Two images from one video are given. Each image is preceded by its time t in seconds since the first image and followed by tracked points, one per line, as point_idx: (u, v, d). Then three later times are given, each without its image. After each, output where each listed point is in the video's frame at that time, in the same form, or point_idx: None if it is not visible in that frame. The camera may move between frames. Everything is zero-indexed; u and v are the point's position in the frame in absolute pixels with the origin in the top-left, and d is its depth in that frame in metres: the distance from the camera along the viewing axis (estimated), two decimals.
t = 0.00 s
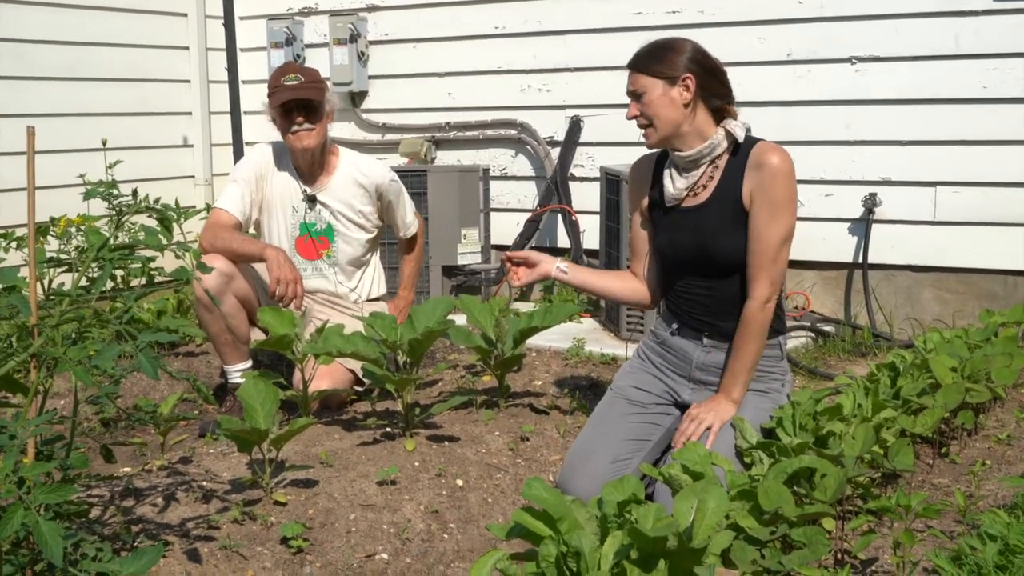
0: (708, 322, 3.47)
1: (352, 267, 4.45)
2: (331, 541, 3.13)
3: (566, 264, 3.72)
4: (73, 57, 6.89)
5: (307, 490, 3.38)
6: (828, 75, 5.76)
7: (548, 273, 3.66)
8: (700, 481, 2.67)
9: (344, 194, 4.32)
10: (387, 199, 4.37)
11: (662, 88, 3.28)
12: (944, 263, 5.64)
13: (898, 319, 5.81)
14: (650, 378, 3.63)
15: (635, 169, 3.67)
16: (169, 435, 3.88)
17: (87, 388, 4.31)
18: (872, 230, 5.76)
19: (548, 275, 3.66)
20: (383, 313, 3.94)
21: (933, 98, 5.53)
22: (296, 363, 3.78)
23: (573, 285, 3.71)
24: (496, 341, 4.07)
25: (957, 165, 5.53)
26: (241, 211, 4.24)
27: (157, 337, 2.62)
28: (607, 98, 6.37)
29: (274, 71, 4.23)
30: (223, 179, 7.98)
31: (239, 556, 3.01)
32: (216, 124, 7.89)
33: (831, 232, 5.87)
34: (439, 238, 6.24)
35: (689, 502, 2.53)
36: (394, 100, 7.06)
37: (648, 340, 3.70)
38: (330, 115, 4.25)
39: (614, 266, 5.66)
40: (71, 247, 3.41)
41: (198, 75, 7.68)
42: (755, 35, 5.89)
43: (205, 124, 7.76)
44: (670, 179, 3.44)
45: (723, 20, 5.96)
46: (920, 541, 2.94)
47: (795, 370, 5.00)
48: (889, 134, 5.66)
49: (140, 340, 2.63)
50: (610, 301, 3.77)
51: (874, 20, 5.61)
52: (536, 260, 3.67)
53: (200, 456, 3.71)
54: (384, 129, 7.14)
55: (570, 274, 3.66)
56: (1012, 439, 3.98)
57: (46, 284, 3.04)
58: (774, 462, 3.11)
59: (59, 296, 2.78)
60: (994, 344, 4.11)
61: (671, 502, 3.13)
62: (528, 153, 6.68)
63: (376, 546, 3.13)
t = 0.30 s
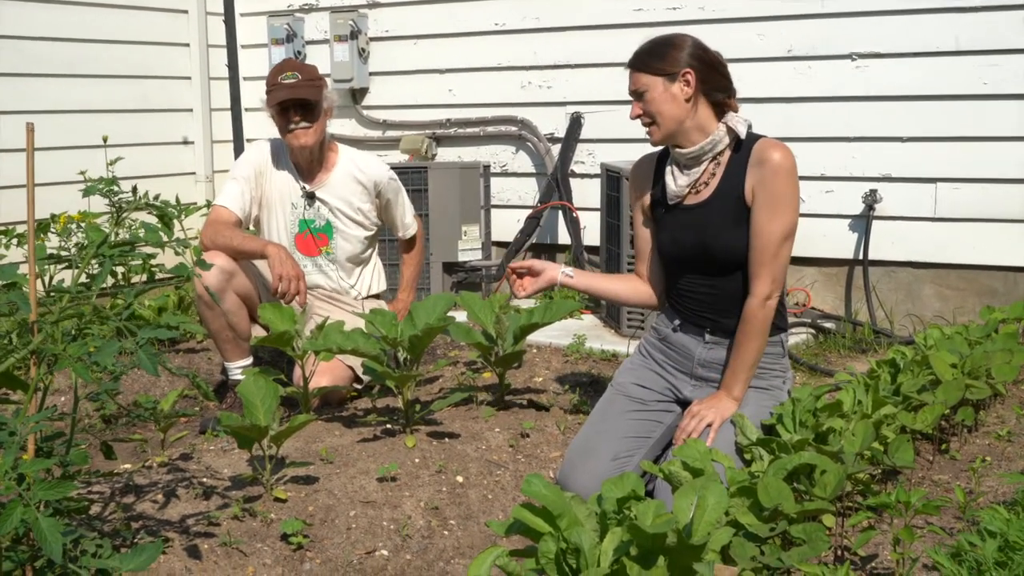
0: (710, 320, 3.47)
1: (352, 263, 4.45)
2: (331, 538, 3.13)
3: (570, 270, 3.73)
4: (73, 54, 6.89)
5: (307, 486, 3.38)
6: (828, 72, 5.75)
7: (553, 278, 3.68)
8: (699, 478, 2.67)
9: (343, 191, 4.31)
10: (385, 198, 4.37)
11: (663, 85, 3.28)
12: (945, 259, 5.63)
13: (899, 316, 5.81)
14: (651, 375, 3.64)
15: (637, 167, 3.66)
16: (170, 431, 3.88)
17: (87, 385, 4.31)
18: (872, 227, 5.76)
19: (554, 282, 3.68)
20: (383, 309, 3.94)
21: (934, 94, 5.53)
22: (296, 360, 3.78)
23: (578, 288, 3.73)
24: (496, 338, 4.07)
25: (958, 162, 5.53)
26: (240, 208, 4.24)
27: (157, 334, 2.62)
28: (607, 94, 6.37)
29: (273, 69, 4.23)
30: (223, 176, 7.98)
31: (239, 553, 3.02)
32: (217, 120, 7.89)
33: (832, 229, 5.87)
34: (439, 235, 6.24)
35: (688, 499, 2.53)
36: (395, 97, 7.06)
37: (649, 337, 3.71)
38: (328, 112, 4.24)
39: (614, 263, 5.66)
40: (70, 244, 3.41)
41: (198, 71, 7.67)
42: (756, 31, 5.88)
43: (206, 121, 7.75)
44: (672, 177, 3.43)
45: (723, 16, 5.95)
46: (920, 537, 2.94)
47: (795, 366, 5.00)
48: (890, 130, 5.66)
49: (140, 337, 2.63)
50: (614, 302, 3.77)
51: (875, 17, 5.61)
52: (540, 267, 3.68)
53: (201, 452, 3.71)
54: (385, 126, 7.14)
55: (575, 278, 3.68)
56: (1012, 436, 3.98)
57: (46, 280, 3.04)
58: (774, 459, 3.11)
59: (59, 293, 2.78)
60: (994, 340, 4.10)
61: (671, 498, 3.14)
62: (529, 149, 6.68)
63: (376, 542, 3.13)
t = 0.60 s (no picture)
0: (711, 317, 3.47)
1: (352, 259, 4.45)
2: (331, 536, 3.13)
3: (572, 266, 3.73)
4: (74, 51, 6.88)
5: (307, 484, 3.38)
6: (830, 68, 5.74)
7: (553, 273, 3.68)
8: (699, 476, 2.66)
9: (342, 188, 4.31)
10: (385, 193, 4.38)
11: (665, 82, 3.27)
12: (946, 256, 5.62)
13: (901, 313, 5.80)
14: (652, 372, 3.63)
15: (639, 163, 3.65)
16: (170, 429, 3.88)
17: (87, 382, 4.30)
18: (874, 224, 5.75)
19: (554, 277, 3.68)
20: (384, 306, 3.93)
21: (936, 91, 5.51)
22: (296, 357, 3.77)
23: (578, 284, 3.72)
24: (496, 335, 4.06)
25: (960, 159, 5.52)
26: (240, 205, 4.23)
27: (155, 331, 2.61)
28: (608, 91, 6.36)
29: (269, 67, 4.21)
30: (224, 173, 7.98)
31: (239, 551, 3.01)
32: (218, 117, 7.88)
33: (833, 226, 5.86)
34: (440, 232, 6.23)
35: (689, 496, 2.52)
36: (396, 94, 7.05)
37: (649, 334, 3.70)
38: (326, 108, 4.23)
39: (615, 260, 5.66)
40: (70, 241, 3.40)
41: (199, 69, 7.66)
42: (757, 28, 5.87)
43: (207, 118, 7.75)
44: (675, 174, 3.42)
45: (724, 12, 5.94)
46: (920, 536, 2.93)
47: (796, 363, 4.99)
48: (892, 127, 5.64)
49: (138, 334, 2.62)
50: (615, 299, 3.76)
51: (876, 13, 5.59)
52: (540, 262, 3.71)
53: (200, 450, 3.70)
54: (386, 123, 7.13)
55: (574, 273, 3.67)
56: (1014, 433, 3.97)
57: (45, 276, 3.03)
58: (775, 456, 3.10)
59: (57, 290, 2.77)
60: (996, 337, 4.09)
61: (671, 496, 3.14)
62: (530, 146, 6.67)
63: (376, 540, 3.13)
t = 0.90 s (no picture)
0: (711, 314, 3.47)
1: (352, 257, 4.45)
2: (331, 533, 3.14)
3: (572, 263, 3.73)
4: (75, 49, 6.89)
5: (307, 481, 3.39)
6: (830, 66, 5.74)
7: (554, 272, 3.68)
8: (698, 473, 2.67)
9: (342, 185, 4.32)
10: (385, 189, 4.40)
11: (665, 79, 3.27)
12: (947, 253, 5.62)
13: (901, 310, 5.80)
14: (652, 369, 3.64)
15: (640, 160, 3.66)
16: (170, 426, 3.89)
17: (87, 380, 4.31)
18: (875, 221, 5.75)
19: (555, 276, 3.69)
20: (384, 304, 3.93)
21: (937, 88, 5.51)
22: (296, 355, 3.78)
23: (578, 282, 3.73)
24: (496, 332, 4.06)
25: (960, 156, 5.51)
26: (241, 204, 4.23)
27: (155, 329, 2.61)
28: (609, 89, 6.35)
29: (268, 66, 4.21)
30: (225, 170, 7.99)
31: (239, 548, 3.02)
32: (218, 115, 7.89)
33: (833, 223, 5.86)
34: (440, 229, 6.24)
35: (688, 493, 2.53)
36: (397, 92, 7.05)
37: (649, 331, 3.70)
38: (326, 107, 4.24)
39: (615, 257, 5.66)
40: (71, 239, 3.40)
41: (200, 67, 7.67)
42: (758, 26, 5.87)
43: (207, 116, 7.76)
44: (677, 171, 3.42)
45: (725, 10, 5.93)
46: (919, 533, 2.93)
47: (796, 361, 4.99)
48: (892, 124, 5.64)
49: (138, 332, 2.62)
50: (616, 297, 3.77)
51: (877, 10, 5.59)
52: (540, 260, 3.71)
53: (201, 447, 3.71)
54: (386, 121, 7.13)
55: (574, 272, 3.67)
56: (1014, 430, 3.97)
57: (45, 274, 3.04)
58: (774, 453, 3.10)
59: (57, 288, 2.77)
60: (996, 335, 4.09)
61: (671, 493, 3.14)
62: (530, 144, 6.67)
63: (376, 537, 3.14)
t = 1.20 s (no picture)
0: (713, 312, 3.47)
1: (353, 255, 4.45)
2: (332, 531, 3.13)
3: (575, 263, 3.72)
4: (76, 48, 6.89)
5: (309, 480, 3.39)
6: (832, 63, 5.73)
7: (556, 272, 3.68)
8: (699, 471, 2.66)
9: (343, 183, 4.32)
10: (386, 187, 4.42)
11: (669, 77, 3.26)
12: (949, 251, 5.61)
13: (903, 308, 5.80)
14: (653, 367, 3.63)
15: (644, 158, 3.65)
16: (172, 425, 3.89)
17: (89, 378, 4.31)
18: (877, 219, 5.74)
19: (557, 276, 3.68)
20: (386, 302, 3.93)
21: (939, 85, 5.50)
22: (297, 353, 3.78)
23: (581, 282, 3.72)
24: (498, 331, 4.07)
25: (963, 153, 5.51)
26: (242, 202, 4.23)
27: (157, 327, 2.60)
28: (611, 86, 6.35)
29: (269, 64, 4.22)
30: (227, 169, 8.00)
31: (241, 546, 3.02)
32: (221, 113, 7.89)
33: (836, 221, 5.85)
34: (443, 227, 6.24)
35: (690, 491, 2.52)
36: (399, 90, 7.05)
37: (651, 330, 3.70)
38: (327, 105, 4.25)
39: (617, 255, 5.66)
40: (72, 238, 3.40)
41: (202, 65, 7.67)
42: (760, 23, 5.86)
43: (209, 114, 7.76)
44: (681, 170, 3.42)
45: (727, 7, 5.93)
46: (921, 531, 2.92)
47: (799, 359, 4.99)
48: (895, 122, 5.63)
49: (139, 330, 2.61)
50: (618, 295, 3.76)
51: (880, 8, 5.58)
52: (542, 261, 3.71)
53: (203, 445, 3.71)
54: (388, 119, 7.13)
55: (576, 272, 3.67)
56: (1016, 428, 3.97)
57: (47, 273, 3.04)
58: (776, 451, 3.09)
59: (59, 286, 2.77)
60: (998, 332, 4.08)
61: (674, 492, 3.14)
62: (533, 142, 6.67)
63: (378, 536, 3.13)
